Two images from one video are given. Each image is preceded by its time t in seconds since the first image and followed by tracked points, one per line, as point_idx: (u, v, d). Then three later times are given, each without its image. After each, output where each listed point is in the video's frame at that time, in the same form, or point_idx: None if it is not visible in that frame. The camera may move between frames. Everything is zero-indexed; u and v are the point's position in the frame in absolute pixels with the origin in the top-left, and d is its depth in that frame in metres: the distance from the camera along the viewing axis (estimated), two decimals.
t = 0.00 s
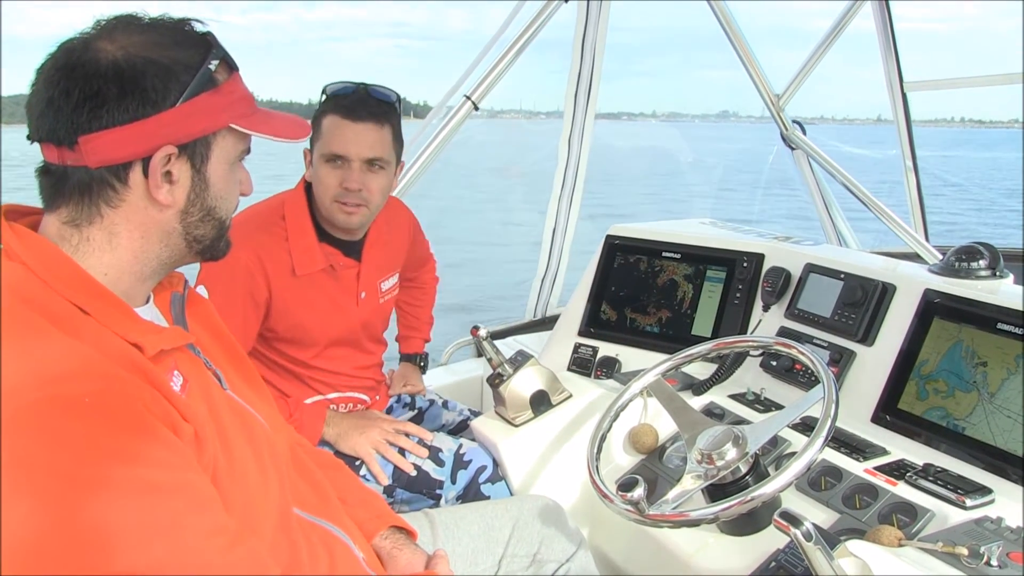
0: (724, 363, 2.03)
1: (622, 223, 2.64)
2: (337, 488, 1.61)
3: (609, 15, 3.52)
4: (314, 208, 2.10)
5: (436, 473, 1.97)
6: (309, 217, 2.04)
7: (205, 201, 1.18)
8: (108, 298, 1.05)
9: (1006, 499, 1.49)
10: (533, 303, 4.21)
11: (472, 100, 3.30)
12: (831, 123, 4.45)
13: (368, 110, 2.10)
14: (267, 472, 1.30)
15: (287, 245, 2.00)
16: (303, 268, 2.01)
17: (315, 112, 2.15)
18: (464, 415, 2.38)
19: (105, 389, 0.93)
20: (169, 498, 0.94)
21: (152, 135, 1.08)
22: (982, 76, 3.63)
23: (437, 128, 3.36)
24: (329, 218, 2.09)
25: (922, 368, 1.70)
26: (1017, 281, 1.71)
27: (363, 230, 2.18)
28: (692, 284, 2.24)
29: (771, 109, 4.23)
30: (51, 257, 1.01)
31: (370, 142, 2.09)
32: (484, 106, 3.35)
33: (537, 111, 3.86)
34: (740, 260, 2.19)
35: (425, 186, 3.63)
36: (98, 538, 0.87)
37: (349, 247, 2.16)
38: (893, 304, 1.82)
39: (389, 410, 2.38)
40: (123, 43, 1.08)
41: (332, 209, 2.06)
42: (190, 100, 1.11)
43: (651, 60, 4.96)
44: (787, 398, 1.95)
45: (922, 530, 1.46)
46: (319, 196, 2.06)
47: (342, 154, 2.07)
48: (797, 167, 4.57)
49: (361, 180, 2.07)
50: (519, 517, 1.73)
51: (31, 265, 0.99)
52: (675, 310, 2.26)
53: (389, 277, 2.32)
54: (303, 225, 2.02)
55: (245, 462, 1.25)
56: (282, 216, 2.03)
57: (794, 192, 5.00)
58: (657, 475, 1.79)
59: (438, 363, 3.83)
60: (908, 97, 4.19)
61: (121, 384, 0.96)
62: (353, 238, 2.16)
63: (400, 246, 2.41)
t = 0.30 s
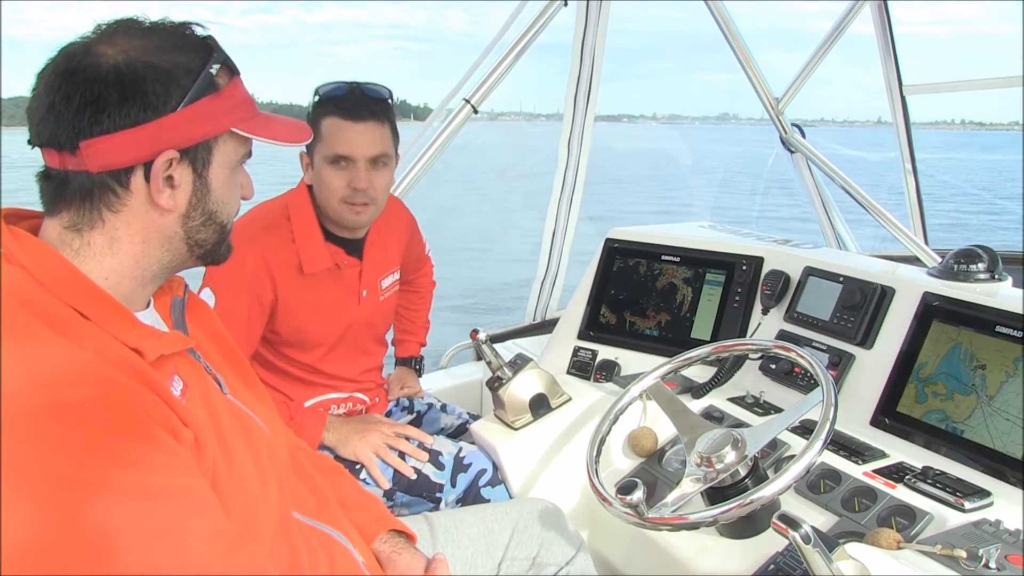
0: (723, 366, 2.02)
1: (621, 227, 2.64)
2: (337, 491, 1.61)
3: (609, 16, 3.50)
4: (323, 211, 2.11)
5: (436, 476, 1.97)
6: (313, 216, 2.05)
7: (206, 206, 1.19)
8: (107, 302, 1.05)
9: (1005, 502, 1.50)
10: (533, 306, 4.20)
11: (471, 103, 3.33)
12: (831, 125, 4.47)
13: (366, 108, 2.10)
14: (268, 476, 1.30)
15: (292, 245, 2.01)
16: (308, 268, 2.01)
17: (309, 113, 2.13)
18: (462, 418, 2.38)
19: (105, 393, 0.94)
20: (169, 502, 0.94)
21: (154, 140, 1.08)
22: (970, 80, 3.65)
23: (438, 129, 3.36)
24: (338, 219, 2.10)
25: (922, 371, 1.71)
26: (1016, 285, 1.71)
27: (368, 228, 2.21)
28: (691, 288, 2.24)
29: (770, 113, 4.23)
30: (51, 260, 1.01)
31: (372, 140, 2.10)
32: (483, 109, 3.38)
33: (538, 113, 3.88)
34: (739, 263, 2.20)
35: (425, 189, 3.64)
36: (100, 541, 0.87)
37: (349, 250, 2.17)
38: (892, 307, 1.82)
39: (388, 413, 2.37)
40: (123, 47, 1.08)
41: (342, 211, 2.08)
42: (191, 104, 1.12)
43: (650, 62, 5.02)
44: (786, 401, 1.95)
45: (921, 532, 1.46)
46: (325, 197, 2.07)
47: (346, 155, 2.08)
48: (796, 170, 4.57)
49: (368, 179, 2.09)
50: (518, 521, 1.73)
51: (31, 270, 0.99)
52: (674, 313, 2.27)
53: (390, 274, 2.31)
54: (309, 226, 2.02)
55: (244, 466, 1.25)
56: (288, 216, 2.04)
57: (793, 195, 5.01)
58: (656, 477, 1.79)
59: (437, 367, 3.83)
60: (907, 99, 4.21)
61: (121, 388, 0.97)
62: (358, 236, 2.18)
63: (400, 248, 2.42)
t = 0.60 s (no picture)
0: (724, 367, 2.02)
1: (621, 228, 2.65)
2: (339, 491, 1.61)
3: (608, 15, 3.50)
4: (316, 211, 2.11)
5: (437, 477, 1.96)
6: (312, 219, 2.05)
7: (220, 205, 1.20)
8: (113, 301, 1.05)
9: (1004, 502, 1.50)
10: (532, 306, 4.15)
11: (470, 105, 3.34)
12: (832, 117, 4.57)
13: (365, 110, 2.10)
14: (269, 477, 1.30)
15: (289, 246, 2.01)
16: (305, 269, 2.01)
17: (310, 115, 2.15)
18: (463, 420, 2.38)
19: (109, 393, 0.93)
20: (171, 502, 0.94)
21: (180, 149, 1.09)
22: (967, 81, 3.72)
23: (434, 134, 3.35)
24: (331, 220, 2.10)
25: (921, 372, 1.71)
26: (1015, 285, 1.71)
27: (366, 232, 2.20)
28: (691, 288, 2.24)
29: (769, 114, 4.23)
30: (54, 258, 1.00)
31: (368, 142, 2.10)
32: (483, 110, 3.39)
33: (538, 104, 3.86)
34: (739, 264, 2.20)
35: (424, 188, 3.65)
36: (101, 541, 0.87)
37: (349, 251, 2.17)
38: (892, 307, 1.82)
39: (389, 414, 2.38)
40: (137, 56, 1.05)
41: (334, 212, 2.08)
42: (210, 110, 1.13)
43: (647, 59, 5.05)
44: (786, 402, 1.95)
45: (921, 533, 1.46)
46: (320, 198, 2.07)
47: (341, 156, 2.08)
48: (795, 172, 4.57)
49: (362, 180, 2.08)
50: (518, 522, 1.73)
51: (35, 269, 0.99)
52: (673, 314, 2.27)
53: (391, 279, 2.32)
54: (306, 227, 2.02)
55: (246, 467, 1.25)
56: (285, 219, 2.04)
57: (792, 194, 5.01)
58: (656, 478, 1.78)
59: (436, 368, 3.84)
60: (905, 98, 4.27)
61: (125, 387, 0.96)
62: (354, 239, 2.17)
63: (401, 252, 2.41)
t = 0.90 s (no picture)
0: (722, 368, 2.05)
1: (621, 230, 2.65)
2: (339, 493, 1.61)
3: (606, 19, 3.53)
4: (323, 216, 2.11)
5: (437, 480, 1.96)
6: (316, 223, 2.05)
7: (221, 209, 1.19)
8: (114, 306, 1.06)
9: (1003, 503, 1.50)
10: (532, 309, 4.21)
11: (469, 108, 3.36)
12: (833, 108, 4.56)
13: (375, 117, 2.11)
14: (268, 479, 1.31)
15: (293, 251, 2.01)
16: (309, 274, 2.02)
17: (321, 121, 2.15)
18: (463, 422, 2.38)
19: (110, 394, 0.94)
20: (171, 502, 0.95)
21: (185, 156, 1.10)
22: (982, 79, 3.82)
23: (435, 134, 3.38)
24: (336, 225, 2.10)
25: (920, 372, 1.71)
26: (1013, 286, 1.72)
27: (372, 238, 2.20)
28: (690, 290, 2.25)
29: (767, 115, 4.22)
30: (55, 263, 1.01)
31: (376, 149, 2.10)
32: (481, 112, 3.42)
33: (537, 93, 3.70)
34: (738, 266, 2.20)
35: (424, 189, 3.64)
36: (104, 540, 0.87)
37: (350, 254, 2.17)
38: (891, 308, 1.83)
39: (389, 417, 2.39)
40: (143, 64, 1.07)
41: (340, 217, 2.07)
42: (214, 116, 1.13)
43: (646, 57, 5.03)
44: (785, 403, 1.96)
45: (920, 533, 1.46)
46: (327, 203, 2.07)
47: (350, 161, 2.08)
48: (794, 173, 4.57)
49: (369, 186, 2.08)
50: (517, 525, 1.73)
51: (35, 272, 1.00)
52: (672, 315, 2.27)
53: (394, 285, 2.31)
54: (311, 233, 2.03)
55: (246, 468, 1.25)
56: (292, 226, 2.04)
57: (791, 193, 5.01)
58: (656, 480, 1.78)
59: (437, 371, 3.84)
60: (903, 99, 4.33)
61: (125, 388, 0.97)
62: (360, 245, 2.17)
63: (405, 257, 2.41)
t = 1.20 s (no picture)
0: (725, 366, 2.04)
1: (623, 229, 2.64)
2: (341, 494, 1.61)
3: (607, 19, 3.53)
4: (343, 223, 2.10)
5: (433, 486, 1.97)
6: (325, 225, 2.05)
7: (218, 221, 1.18)
8: (119, 305, 1.05)
9: (1007, 502, 1.50)
10: (533, 310, 4.18)
11: (470, 107, 3.35)
12: (833, 94, 4.53)
13: (389, 120, 2.08)
14: (270, 480, 1.30)
15: (306, 259, 2.01)
16: (325, 282, 2.02)
17: (329, 121, 2.10)
18: (464, 420, 2.37)
19: (112, 392, 0.94)
20: (172, 501, 0.94)
21: (179, 157, 1.08)
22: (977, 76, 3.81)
23: (435, 135, 3.33)
24: (359, 232, 2.10)
25: (923, 371, 1.71)
26: (1017, 284, 1.71)
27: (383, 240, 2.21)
28: (692, 289, 2.24)
29: (769, 114, 4.22)
30: (61, 262, 1.02)
31: (396, 154, 2.09)
32: (482, 113, 3.41)
33: (536, 77, 3.61)
34: (741, 265, 2.19)
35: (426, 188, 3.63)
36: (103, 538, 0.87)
37: (355, 255, 2.17)
38: (894, 307, 1.82)
39: (391, 415, 2.37)
40: (159, 63, 1.07)
41: (366, 225, 2.08)
42: (219, 126, 1.12)
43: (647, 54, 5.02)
44: (787, 402, 1.95)
45: (924, 532, 1.46)
46: (351, 212, 2.06)
47: (371, 168, 2.06)
48: (796, 172, 4.56)
49: (391, 191, 2.09)
50: (519, 525, 1.72)
51: (41, 273, 1.00)
52: (675, 315, 2.26)
53: (394, 282, 2.32)
54: (321, 237, 2.03)
55: (248, 466, 1.25)
56: (299, 231, 2.03)
57: (792, 189, 4.99)
58: (657, 479, 1.78)
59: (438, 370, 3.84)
60: (906, 97, 4.29)
61: (127, 387, 0.97)
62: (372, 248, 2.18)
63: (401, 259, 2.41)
